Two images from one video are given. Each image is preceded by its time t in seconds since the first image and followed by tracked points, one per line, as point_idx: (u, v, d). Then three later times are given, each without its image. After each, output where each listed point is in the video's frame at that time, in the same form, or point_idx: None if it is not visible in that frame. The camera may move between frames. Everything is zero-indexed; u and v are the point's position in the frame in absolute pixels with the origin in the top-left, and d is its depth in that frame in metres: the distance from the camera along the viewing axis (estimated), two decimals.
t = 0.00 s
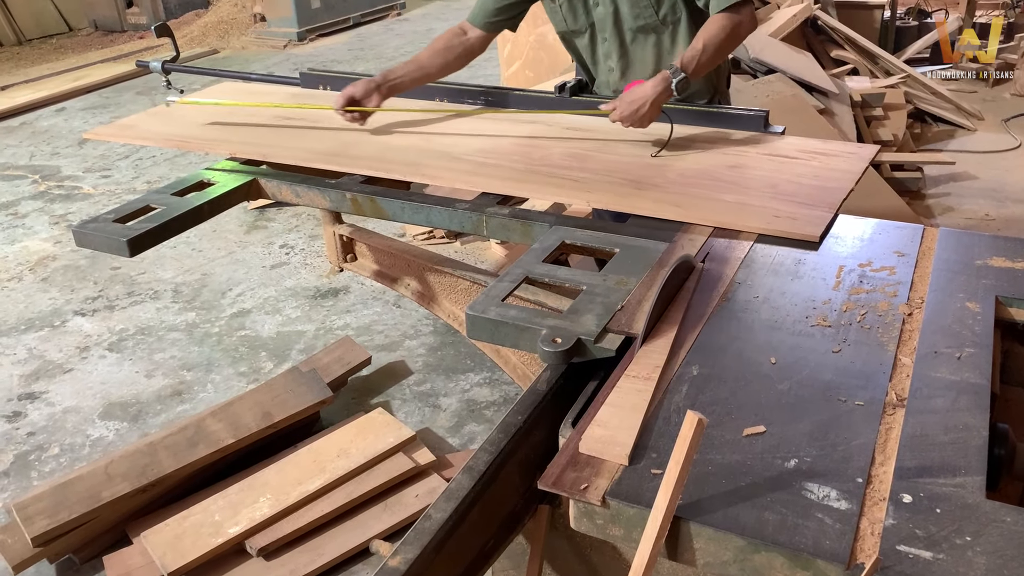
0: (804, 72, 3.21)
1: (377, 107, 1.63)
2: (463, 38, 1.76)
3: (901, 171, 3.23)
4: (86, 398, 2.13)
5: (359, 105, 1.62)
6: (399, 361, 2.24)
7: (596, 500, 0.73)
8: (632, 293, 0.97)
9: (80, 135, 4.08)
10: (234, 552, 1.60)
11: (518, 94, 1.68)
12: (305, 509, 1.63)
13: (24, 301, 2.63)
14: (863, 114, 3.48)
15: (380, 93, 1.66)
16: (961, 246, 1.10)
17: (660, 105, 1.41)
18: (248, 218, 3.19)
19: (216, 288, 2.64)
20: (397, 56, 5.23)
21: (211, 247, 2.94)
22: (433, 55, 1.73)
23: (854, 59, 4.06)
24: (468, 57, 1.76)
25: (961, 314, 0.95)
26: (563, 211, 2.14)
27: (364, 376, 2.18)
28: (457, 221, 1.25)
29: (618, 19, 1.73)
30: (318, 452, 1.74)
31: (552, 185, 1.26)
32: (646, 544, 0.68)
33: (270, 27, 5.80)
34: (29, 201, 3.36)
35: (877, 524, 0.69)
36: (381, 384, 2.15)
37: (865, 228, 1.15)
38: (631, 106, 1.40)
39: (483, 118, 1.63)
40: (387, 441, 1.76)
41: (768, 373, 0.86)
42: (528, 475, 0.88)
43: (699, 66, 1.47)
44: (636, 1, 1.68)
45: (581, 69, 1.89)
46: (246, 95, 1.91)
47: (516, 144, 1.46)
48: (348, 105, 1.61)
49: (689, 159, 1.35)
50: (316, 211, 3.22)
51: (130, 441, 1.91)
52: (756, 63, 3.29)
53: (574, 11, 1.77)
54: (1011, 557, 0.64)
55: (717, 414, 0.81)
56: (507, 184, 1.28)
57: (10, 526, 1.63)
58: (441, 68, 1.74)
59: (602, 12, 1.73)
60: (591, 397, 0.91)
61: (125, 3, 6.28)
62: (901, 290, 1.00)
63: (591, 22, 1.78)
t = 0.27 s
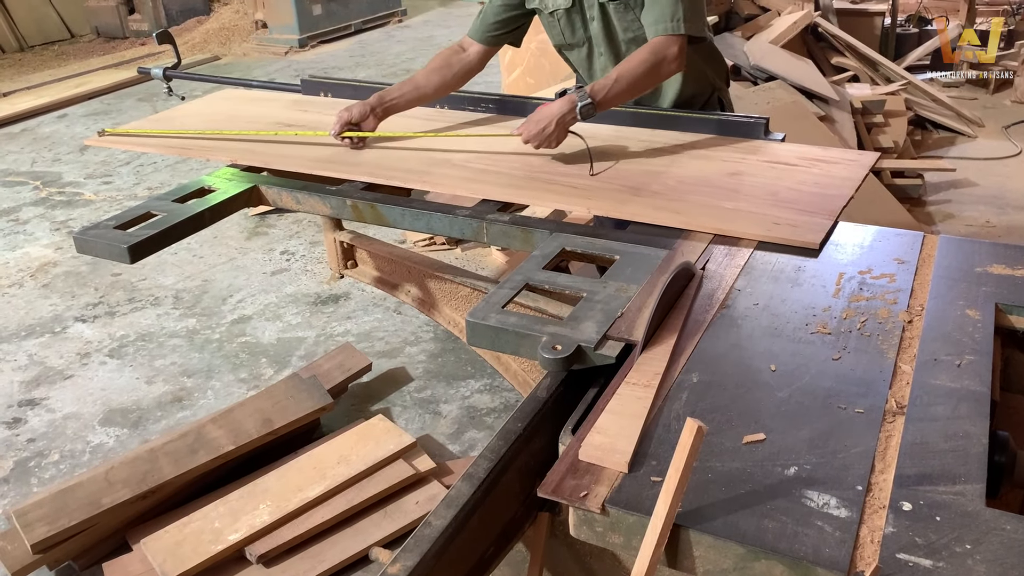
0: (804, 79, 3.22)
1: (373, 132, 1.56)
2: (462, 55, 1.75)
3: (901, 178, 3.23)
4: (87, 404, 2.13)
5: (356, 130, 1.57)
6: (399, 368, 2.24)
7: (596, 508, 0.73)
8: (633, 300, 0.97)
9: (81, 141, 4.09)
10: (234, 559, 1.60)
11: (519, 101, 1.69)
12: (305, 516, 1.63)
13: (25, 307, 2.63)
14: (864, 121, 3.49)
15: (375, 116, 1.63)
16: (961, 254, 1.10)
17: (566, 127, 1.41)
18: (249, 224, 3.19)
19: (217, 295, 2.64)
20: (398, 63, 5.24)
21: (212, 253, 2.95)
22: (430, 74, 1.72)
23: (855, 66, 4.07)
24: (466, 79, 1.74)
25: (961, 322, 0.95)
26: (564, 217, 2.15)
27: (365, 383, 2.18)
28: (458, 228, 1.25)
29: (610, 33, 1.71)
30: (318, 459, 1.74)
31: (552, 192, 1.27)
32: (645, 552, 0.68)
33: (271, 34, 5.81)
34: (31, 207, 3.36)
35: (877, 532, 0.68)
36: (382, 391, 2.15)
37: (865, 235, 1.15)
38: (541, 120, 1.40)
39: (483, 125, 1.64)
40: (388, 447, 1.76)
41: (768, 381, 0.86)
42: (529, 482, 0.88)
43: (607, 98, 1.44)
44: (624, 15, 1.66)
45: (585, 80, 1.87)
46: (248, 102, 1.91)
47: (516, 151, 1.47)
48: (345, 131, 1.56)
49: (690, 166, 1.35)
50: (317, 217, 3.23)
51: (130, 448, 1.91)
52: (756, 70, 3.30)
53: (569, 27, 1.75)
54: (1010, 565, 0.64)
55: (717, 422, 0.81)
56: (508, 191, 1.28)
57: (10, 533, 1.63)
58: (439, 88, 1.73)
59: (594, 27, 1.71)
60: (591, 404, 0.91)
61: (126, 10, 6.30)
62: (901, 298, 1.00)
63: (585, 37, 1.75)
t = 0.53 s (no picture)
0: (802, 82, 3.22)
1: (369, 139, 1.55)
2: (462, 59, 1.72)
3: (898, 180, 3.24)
4: (84, 405, 2.13)
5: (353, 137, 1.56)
6: (397, 369, 2.24)
7: (593, 509, 0.73)
8: (630, 301, 0.97)
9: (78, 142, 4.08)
10: (232, 561, 1.60)
11: (517, 103, 1.69)
12: (303, 517, 1.63)
13: (21, 308, 2.62)
14: (861, 124, 3.50)
15: (372, 121, 1.61)
16: (958, 256, 1.10)
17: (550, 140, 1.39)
18: (246, 226, 3.19)
19: (214, 296, 2.64)
20: (396, 65, 5.25)
21: (210, 254, 2.94)
22: (428, 78, 1.71)
23: (852, 69, 4.08)
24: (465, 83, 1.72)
25: (958, 323, 0.95)
26: (561, 219, 2.15)
27: (362, 384, 2.18)
28: (456, 230, 1.25)
29: (619, 41, 1.70)
30: (315, 461, 1.74)
31: (550, 194, 1.27)
32: (643, 553, 0.68)
33: (269, 35, 5.81)
34: (28, 208, 3.36)
35: (873, 533, 0.69)
36: (379, 393, 2.15)
37: (862, 237, 1.16)
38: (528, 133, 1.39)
39: (481, 127, 1.64)
40: (385, 449, 1.76)
41: (766, 382, 0.86)
42: (526, 483, 0.88)
43: (593, 110, 1.44)
44: (632, 24, 1.64)
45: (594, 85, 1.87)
46: (246, 103, 1.91)
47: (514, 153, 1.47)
48: (341, 138, 1.55)
49: (687, 169, 1.36)
50: (315, 219, 3.23)
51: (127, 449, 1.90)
52: (753, 73, 3.29)
53: (581, 33, 1.74)
54: (1006, 566, 0.64)
55: (714, 423, 0.81)
56: (505, 193, 1.28)
57: (6, 534, 1.62)
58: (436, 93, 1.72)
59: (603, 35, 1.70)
60: (589, 405, 0.91)
61: (125, 11, 6.30)
62: (897, 300, 1.00)
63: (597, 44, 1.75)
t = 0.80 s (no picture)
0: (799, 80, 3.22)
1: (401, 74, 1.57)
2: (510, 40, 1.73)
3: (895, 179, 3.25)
4: (79, 403, 2.12)
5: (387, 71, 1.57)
6: (394, 367, 2.24)
7: (590, 507, 0.73)
8: (627, 300, 0.97)
9: (75, 139, 4.07)
10: (228, 559, 1.59)
11: (515, 101, 1.69)
12: (299, 515, 1.63)
13: (17, 305, 2.62)
14: (858, 122, 3.50)
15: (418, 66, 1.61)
16: (955, 255, 1.10)
17: (762, 134, 1.18)
18: (243, 223, 3.18)
19: (211, 293, 2.63)
20: (394, 62, 5.24)
21: (206, 252, 2.94)
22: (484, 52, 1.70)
23: (850, 68, 4.08)
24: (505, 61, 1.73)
25: (955, 322, 0.95)
26: (559, 218, 2.15)
27: (359, 382, 2.18)
28: (453, 228, 1.25)
29: (649, 45, 1.76)
30: (312, 459, 1.74)
31: (548, 192, 1.27)
32: (640, 551, 0.68)
33: (267, 32, 5.80)
34: (24, 205, 3.35)
35: (870, 532, 0.69)
36: (376, 391, 2.15)
37: (859, 235, 1.16)
38: (728, 140, 1.19)
39: (479, 125, 1.64)
40: (382, 447, 1.76)
41: (763, 381, 0.86)
42: (523, 482, 0.88)
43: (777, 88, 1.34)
44: (670, 32, 1.71)
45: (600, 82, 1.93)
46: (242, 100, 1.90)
47: (512, 151, 1.47)
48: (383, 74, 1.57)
49: (685, 167, 1.36)
50: (312, 216, 3.22)
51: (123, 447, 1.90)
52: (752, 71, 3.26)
53: (608, 31, 1.78)
54: (1003, 565, 0.65)
55: (711, 421, 0.81)
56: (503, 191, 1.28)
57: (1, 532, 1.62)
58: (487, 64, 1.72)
59: (636, 37, 1.76)
60: (585, 403, 0.91)
61: (121, 8, 6.28)
62: (894, 298, 1.00)
63: (622, 42, 1.80)
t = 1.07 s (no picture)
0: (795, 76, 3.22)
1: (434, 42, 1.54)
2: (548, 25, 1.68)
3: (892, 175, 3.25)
4: (76, 401, 2.12)
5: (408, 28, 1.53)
6: (392, 364, 2.24)
7: (587, 503, 0.73)
8: (624, 296, 0.97)
9: (71, 136, 4.06)
10: (225, 556, 1.59)
11: (512, 98, 1.69)
12: (297, 512, 1.62)
13: (13, 303, 2.61)
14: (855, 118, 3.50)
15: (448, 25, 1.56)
16: (952, 251, 1.10)
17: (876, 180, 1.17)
18: (240, 220, 3.17)
19: (208, 291, 2.63)
20: (390, 58, 5.23)
21: (203, 249, 2.93)
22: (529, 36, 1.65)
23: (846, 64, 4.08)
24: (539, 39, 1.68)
25: (952, 318, 0.95)
26: (556, 214, 2.14)
27: (356, 379, 2.18)
28: (450, 224, 1.24)
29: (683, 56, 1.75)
30: (309, 456, 1.73)
31: (545, 188, 1.26)
32: (637, 547, 0.68)
33: (263, 29, 5.78)
34: (20, 202, 3.33)
35: (867, 527, 0.69)
36: (374, 388, 2.15)
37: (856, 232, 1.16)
38: (845, 191, 1.14)
39: (475, 121, 1.63)
40: (379, 444, 1.76)
41: (759, 377, 0.86)
42: (520, 479, 0.88)
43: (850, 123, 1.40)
44: (710, 50, 1.71)
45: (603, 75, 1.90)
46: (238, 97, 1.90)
47: (509, 147, 1.46)
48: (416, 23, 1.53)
49: (682, 163, 1.35)
50: (308, 213, 3.22)
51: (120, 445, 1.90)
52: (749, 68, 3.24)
53: (643, 32, 1.74)
54: (999, 560, 0.65)
55: (708, 418, 0.81)
56: (499, 187, 1.28)
57: None
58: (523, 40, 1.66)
59: (671, 46, 1.73)
60: (583, 400, 0.91)
61: (117, 4, 6.26)
62: (891, 294, 1.00)
63: (652, 45, 1.75)
